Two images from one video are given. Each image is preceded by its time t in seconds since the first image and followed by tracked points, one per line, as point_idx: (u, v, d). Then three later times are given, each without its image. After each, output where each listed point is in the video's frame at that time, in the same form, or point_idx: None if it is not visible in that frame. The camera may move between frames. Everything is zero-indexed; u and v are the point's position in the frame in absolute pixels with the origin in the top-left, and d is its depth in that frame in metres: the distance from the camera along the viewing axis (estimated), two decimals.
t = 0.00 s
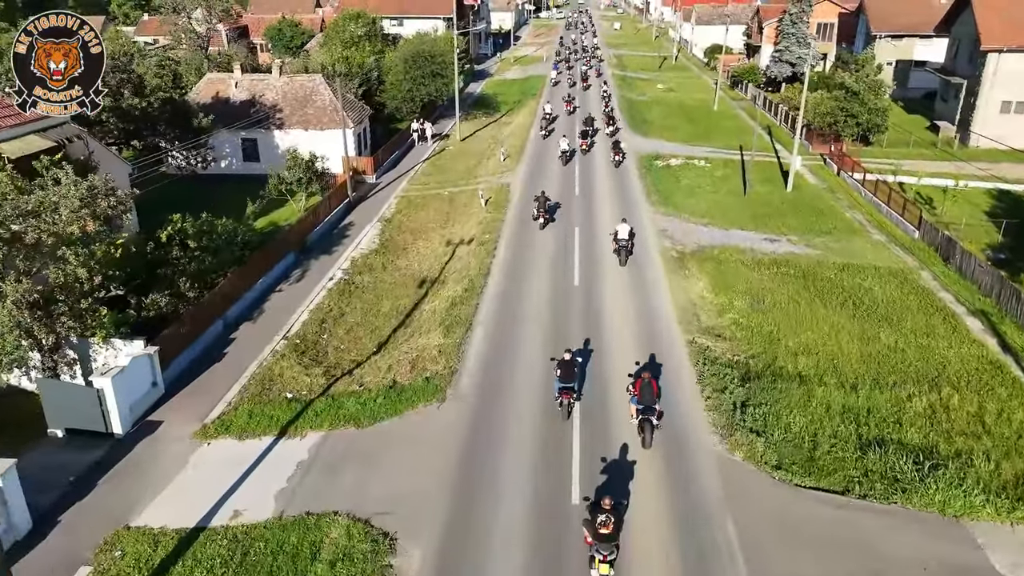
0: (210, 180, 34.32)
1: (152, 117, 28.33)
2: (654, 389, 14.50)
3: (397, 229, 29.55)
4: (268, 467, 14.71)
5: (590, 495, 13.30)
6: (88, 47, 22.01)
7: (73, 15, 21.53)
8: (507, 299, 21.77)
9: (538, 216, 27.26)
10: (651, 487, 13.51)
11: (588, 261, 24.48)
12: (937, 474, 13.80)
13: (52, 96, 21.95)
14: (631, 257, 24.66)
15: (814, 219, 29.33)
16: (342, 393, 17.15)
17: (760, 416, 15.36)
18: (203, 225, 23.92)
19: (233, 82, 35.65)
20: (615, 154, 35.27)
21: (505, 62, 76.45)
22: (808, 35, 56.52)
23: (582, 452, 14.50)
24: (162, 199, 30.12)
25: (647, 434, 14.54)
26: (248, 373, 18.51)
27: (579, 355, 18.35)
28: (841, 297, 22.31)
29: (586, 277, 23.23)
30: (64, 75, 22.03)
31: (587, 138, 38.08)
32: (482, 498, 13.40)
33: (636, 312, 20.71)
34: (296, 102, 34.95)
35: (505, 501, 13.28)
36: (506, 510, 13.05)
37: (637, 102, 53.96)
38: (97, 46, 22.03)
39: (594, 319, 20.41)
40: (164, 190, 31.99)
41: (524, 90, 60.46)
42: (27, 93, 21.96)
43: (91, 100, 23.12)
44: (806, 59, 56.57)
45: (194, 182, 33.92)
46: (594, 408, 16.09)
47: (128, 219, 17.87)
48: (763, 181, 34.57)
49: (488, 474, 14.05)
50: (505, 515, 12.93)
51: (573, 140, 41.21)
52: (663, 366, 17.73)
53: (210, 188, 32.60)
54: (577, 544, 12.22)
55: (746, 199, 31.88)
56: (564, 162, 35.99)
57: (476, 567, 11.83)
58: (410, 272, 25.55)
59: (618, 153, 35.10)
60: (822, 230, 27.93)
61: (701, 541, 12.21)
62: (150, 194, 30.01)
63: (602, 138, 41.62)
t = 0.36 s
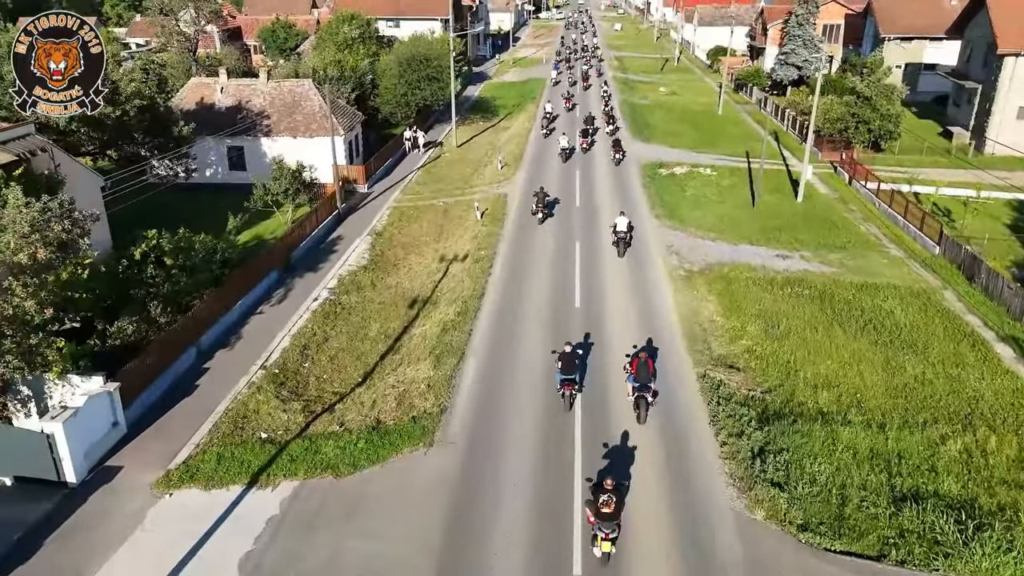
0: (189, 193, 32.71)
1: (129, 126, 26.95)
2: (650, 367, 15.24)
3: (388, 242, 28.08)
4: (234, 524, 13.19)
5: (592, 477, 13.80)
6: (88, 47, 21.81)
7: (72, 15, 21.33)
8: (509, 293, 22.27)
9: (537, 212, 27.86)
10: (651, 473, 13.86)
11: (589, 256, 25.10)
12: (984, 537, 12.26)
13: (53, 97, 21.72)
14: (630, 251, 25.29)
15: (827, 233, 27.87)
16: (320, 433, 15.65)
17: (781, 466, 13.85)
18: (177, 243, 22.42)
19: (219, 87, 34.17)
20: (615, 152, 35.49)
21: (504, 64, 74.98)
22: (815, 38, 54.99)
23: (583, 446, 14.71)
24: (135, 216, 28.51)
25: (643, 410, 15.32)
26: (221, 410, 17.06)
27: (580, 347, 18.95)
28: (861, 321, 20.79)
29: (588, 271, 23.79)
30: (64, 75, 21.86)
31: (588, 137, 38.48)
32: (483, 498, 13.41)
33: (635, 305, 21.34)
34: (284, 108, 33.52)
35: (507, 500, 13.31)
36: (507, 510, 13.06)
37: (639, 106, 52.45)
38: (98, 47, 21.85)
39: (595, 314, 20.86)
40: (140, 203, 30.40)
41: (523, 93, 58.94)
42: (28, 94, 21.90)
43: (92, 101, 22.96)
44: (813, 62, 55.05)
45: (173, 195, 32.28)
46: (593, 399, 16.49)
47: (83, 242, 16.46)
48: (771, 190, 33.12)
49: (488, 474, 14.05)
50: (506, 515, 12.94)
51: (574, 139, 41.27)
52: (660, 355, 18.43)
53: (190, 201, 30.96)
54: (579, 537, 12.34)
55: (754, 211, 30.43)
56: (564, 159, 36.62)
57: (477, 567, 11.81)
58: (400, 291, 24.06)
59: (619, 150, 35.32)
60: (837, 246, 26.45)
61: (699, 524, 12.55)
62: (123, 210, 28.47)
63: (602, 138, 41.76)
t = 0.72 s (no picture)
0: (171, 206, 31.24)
1: (103, 136, 25.58)
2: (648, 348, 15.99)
3: (378, 257, 26.64)
4: None
5: (593, 456, 14.42)
6: (88, 47, 21.10)
7: (73, 15, 20.55)
8: (510, 286, 22.82)
9: (536, 207, 28.47)
10: (649, 455, 14.43)
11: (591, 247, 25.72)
12: None
13: (52, 96, 21.28)
14: (630, 243, 25.99)
15: (841, 248, 26.43)
16: (295, 482, 14.15)
17: (807, 527, 12.39)
18: (149, 261, 20.86)
19: (203, 92, 32.73)
20: (616, 151, 36.14)
21: (503, 66, 73.59)
22: (822, 40, 53.51)
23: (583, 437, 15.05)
24: (106, 236, 27.12)
25: (639, 388, 16.28)
26: (189, 451, 15.56)
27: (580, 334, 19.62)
28: (885, 348, 19.32)
29: (590, 263, 24.42)
30: (64, 76, 21.20)
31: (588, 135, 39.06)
32: (484, 497, 13.43)
33: (635, 293, 21.99)
34: (271, 115, 32.10)
35: (508, 499, 13.35)
36: (508, 509, 13.09)
37: (642, 110, 50.98)
38: (98, 47, 21.12)
39: (596, 303, 21.44)
40: (117, 218, 28.99)
41: (522, 96, 57.46)
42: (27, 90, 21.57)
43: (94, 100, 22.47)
44: (820, 65, 53.55)
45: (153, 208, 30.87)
46: (592, 386, 17.10)
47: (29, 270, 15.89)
48: (781, 200, 31.69)
49: (488, 474, 14.05)
50: (507, 514, 12.96)
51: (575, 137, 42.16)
52: (658, 341, 19.18)
53: (170, 216, 29.52)
54: (581, 528, 12.55)
55: (764, 223, 29.02)
56: (564, 156, 37.36)
57: (480, 557, 12.04)
58: (389, 312, 22.61)
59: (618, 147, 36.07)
60: (853, 262, 25.01)
61: (696, 502, 13.10)
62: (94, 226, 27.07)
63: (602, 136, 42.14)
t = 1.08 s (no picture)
0: (154, 216, 29.64)
1: (75, 146, 24.08)
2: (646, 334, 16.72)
3: (368, 273, 25.16)
4: None
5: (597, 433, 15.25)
6: (88, 47, 20.90)
7: (73, 14, 20.40)
8: (513, 279, 23.42)
9: (537, 203, 28.97)
10: (648, 437, 15.14)
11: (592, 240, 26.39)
12: None
13: (52, 97, 20.50)
14: (630, 237, 26.69)
15: (857, 264, 24.96)
16: (264, 544, 12.65)
17: None
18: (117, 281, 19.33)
19: (186, 98, 31.27)
20: (616, 149, 36.69)
21: (502, 68, 72.13)
22: (830, 42, 52.03)
23: (584, 424, 15.61)
24: (81, 256, 25.54)
25: (638, 369, 17.14)
26: (150, 501, 14.08)
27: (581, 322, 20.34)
28: (912, 379, 17.83)
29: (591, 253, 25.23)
30: (64, 76, 20.66)
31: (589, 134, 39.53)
32: (489, 488, 13.71)
33: (635, 284, 22.71)
34: (257, 122, 30.62)
35: (512, 488, 13.66)
36: (513, 498, 13.37)
37: (644, 114, 49.51)
38: (98, 46, 20.96)
39: (597, 293, 22.15)
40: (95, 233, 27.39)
41: (521, 99, 55.99)
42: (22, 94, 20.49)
43: (93, 103, 21.63)
44: (827, 68, 52.14)
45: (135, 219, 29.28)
46: (592, 372, 17.78)
47: None
48: (792, 211, 30.23)
49: (493, 459, 14.52)
50: (510, 507, 13.20)
51: (576, 135, 42.78)
52: (657, 327, 19.94)
53: (150, 229, 27.91)
54: (583, 509, 13.07)
55: (774, 236, 27.57)
56: (564, 152, 38.03)
57: (487, 532, 12.62)
58: (378, 336, 21.15)
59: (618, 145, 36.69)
60: (872, 280, 23.54)
61: (693, 479, 13.82)
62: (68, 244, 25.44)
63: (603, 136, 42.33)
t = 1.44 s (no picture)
0: (130, 233, 28.07)
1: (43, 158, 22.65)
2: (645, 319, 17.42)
3: (356, 292, 23.69)
4: None
5: (602, 410, 16.01)
6: (88, 47, 20.98)
7: (73, 15, 20.31)
8: (515, 268, 24.03)
9: (537, 198, 29.40)
10: (647, 415, 15.93)
11: (592, 233, 27.00)
12: None
13: (53, 96, 20.85)
14: (631, 230, 27.36)
15: (875, 282, 23.55)
16: None
17: None
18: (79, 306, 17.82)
19: (168, 105, 29.79)
20: (616, 147, 37.22)
21: (501, 69, 70.59)
22: (837, 44, 50.58)
23: (586, 406, 16.28)
24: (45, 278, 23.90)
25: (638, 354, 17.85)
26: (103, 562, 12.67)
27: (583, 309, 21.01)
28: (943, 416, 16.36)
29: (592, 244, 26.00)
30: (64, 75, 20.88)
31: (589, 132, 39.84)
32: (495, 471, 14.20)
33: (635, 274, 23.38)
34: (242, 130, 29.17)
35: (518, 470, 14.19)
36: (518, 481, 13.87)
37: (646, 118, 48.03)
38: (98, 46, 21.03)
39: (597, 283, 22.77)
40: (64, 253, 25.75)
41: (519, 103, 54.50)
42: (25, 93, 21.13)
43: (93, 102, 21.97)
44: (834, 70, 50.67)
45: (110, 236, 27.70)
46: (592, 355, 18.48)
47: None
48: (803, 224, 28.78)
49: (499, 440, 15.14)
50: (514, 494, 13.55)
51: (576, 133, 42.93)
52: (656, 312, 20.65)
53: (126, 248, 26.39)
54: (587, 485, 13.75)
55: (786, 251, 26.10)
56: (564, 149, 38.73)
57: (493, 507, 13.25)
58: (364, 363, 19.70)
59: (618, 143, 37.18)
60: (891, 301, 22.08)
61: (690, 456, 14.56)
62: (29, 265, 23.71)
63: (602, 135, 42.59)
